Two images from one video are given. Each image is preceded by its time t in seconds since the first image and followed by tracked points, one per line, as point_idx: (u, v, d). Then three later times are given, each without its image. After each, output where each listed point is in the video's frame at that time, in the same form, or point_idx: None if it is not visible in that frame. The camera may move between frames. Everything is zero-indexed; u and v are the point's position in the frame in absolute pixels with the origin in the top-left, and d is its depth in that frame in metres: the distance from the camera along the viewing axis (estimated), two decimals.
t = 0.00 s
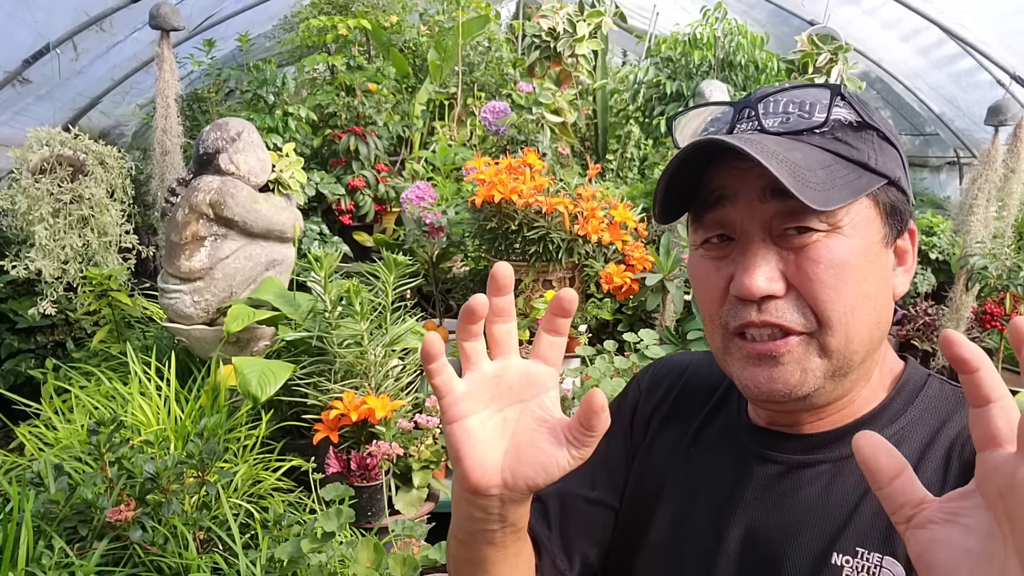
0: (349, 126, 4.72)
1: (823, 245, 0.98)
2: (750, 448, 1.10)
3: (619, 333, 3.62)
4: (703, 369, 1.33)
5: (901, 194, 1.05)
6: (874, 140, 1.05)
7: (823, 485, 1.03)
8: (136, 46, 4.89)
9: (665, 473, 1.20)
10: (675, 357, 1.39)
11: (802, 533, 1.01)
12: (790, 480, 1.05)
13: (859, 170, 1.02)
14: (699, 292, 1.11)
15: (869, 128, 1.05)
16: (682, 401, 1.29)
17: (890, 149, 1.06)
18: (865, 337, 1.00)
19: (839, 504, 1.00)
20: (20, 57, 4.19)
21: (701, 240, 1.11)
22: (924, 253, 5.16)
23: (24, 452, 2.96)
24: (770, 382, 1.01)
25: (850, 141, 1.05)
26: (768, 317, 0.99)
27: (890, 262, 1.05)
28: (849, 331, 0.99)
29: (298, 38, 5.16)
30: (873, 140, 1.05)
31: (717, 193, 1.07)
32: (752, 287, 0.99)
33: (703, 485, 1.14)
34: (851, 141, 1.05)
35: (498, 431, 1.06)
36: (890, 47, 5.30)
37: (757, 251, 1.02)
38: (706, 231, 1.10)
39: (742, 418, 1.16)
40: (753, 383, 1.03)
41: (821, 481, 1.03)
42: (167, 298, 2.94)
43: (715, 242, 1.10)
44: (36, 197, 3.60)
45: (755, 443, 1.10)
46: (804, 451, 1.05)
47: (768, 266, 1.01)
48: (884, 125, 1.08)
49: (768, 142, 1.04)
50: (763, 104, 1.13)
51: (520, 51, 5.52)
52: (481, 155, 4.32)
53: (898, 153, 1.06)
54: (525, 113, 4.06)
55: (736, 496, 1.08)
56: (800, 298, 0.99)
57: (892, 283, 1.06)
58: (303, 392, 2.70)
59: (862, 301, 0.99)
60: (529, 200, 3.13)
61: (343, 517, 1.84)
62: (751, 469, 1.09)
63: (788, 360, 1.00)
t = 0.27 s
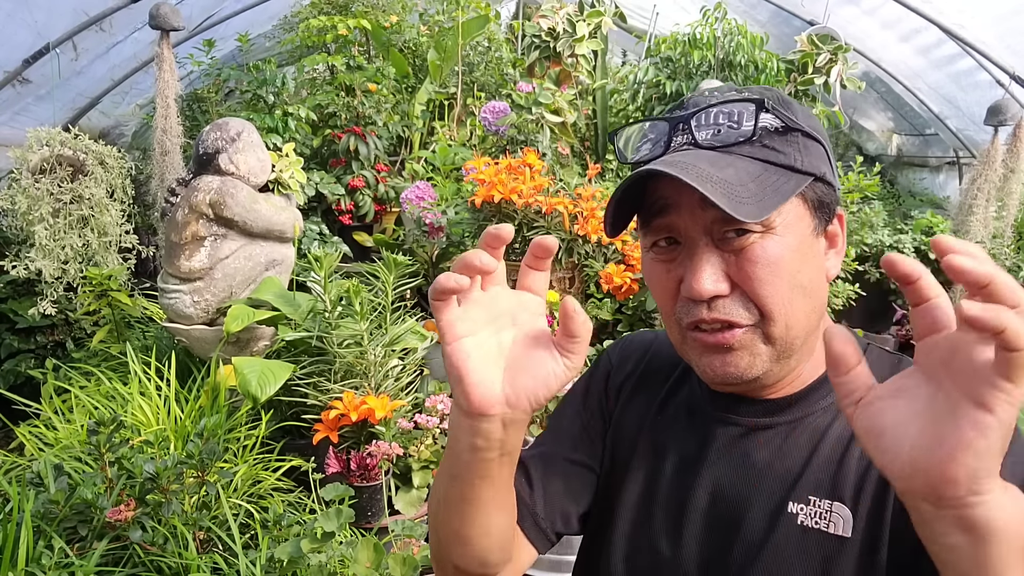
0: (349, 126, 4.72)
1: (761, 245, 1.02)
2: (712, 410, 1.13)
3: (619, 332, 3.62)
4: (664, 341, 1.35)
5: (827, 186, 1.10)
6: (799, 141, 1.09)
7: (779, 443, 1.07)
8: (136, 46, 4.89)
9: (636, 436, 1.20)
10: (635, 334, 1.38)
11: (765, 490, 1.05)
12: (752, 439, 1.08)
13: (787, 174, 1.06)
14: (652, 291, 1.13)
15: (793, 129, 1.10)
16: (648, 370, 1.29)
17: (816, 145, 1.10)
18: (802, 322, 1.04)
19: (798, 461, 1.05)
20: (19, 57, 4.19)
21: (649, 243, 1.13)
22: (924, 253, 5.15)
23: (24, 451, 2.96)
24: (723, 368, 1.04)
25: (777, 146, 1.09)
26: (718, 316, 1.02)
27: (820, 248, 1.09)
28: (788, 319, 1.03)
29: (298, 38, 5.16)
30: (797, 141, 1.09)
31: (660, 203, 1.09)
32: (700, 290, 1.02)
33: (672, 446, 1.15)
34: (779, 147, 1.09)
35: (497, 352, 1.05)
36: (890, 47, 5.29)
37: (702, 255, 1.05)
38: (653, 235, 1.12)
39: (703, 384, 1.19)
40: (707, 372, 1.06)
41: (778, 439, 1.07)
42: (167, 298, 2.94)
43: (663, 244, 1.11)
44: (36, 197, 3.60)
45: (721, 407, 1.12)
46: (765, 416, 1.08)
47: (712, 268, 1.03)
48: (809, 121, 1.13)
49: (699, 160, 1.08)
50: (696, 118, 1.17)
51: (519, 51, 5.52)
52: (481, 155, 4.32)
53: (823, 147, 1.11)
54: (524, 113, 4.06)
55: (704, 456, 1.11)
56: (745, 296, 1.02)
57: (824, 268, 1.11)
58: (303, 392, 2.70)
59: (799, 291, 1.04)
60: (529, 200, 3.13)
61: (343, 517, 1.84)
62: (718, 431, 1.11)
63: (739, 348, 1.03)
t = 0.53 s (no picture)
0: (349, 127, 4.72)
1: (715, 221, 1.03)
2: (674, 388, 1.15)
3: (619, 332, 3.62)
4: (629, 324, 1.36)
5: (775, 170, 1.11)
6: (747, 127, 1.10)
7: (737, 413, 1.09)
8: (136, 46, 4.88)
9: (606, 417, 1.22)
10: (597, 322, 1.38)
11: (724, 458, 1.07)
12: (712, 412, 1.10)
13: (736, 156, 1.07)
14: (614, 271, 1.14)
15: (741, 116, 1.11)
16: (616, 351, 1.30)
17: (764, 132, 1.11)
18: (754, 295, 1.06)
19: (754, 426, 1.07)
20: (19, 57, 4.18)
21: (610, 225, 1.13)
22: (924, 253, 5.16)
23: (24, 451, 2.96)
24: (681, 343, 1.06)
25: (727, 131, 1.10)
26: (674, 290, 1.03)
27: (770, 227, 1.11)
28: (740, 292, 1.05)
29: (298, 38, 5.16)
30: (746, 127, 1.10)
31: (621, 184, 1.09)
32: (657, 266, 1.03)
33: (639, 424, 1.16)
34: (729, 131, 1.10)
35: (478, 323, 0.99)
36: (890, 47, 5.29)
37: (658, 232, 1.05)
38: (614, 217, 1.12)
39: (665, 362, 1.20)
40: (666, 346, 1.07)
41: (735, 410, 1.09)
42: (167, 298, 2.94)
43: (624, 225, 1.11)
44: (36, 196, 3.60)
45: (681, 381, 1.14)
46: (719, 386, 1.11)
47: (668, 245, 1.04)
48: (756, 110, 1.14)
49: (655, 142, 1.08)
50: (651, 105, 1.17)
51: (519, 51, 5.52)
52: (481, 155, 4.33)
53: (771, 134, 1.12)
54: (524, 113, 4.07)
55: (669, 431, 1.12)
56: (700, 269, 1.04)
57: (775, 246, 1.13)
58: (303, 392, 2.70)
59: (748, 264, 1.05)
60: (529, 200, 3.13)
61: (343, 517, 1.83)
62: (679, 403, 1.13)
63: (693, 322, 1.05)
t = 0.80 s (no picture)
0: (349, 127, 4.72)
1: (682, 215, 1.05)
2: (652, 384, 1.14)
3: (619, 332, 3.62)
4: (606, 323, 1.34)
5: (738, 163, 1.13)
6: (709, 122, 1.12)
7: (715, 407, 1.09)
8: (137, 46, 4.89)
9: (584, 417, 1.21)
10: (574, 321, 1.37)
11: (701, 452, 1.07)
12: (690, 406, 1.10)
13: (701, 151, 1.09)
14: (587, 273, 1.14)
15: (704, 112, 1.13)
16: (591, 351, 1.29)
17: (725, 128, 1.13)
18: (723, 286, 1.07)
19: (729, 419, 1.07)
20: (20, 57, 4.19)
21: (581, 226, 1.14)
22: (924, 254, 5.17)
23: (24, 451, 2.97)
24: (653, 340, 1.06)
25: (691, 127, 1.12)
26: (647, 286, 1.04)
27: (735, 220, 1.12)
28: (710, 284, 1.06)
29: (298, 39, 5.17)
30: (709, 122, 1.12)
31: (591, 184, 1.11)
32: (628, 261, 1.04)
33: (617, 421, 1.16)
34: (692, 127, 1.12)
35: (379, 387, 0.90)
36: (889, 47, 5.29)
37: (629, 229, 1.07)
38: (585, 218, 1.13)
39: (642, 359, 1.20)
40: (640, 342, 1.08)
41: (711, 402, 1.09)
42: (167, 298, 2.95)
43: (595, 225, 1.12)
44: (36, 197, 3.61)
45: (656, 377, 1.14)
46: (692, 382, 1.11)
47: (639, 240, 1.06)
48: (718, 106, 1.16)
49: (622, 137, 1.09)
50: (616, 105, 1.19)
51: (519, 52, 5.52)
52: (481, 155, 4.33)
53: (733, 129, 1.14)
54: (524, 113, 4.08)
55: (648, 426, 1.12)
56: (670, 264, 1.05)
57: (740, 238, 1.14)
58: (304, 392, 2.72)
59: (717, 256, 1.07)
60: (528, 200, 3.14)
61: (343, 516, 1.81)
62: (654, 398, 1.14)
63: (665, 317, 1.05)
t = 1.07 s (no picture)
0: (349, 127, 4.72)
1: (708, 212, 0.96)
2: (653, 401, 1.05)
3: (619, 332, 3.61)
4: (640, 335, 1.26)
5: (772, 168, 1.03)
6: (746, 121, 1.00)
7: (713, 430, 0.97)
8: (137, 46, 4.89)
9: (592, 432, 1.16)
10: (598, 338, 1.30)
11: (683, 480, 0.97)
12: (687, 428, 0.99)
13: (734, 147, 0.98)
14: (602, 267, 1.06)
15: (740, 109, 1.01)
16: (614, 365, 1.22)
17: (760, 129, 1.02)
18: (746, 293, 0.97)
19: (723, 447, 0.95)
20: (20, 57, 4.19)
21: (598, 219, 1.05)
22: (924, 254, 5.17)
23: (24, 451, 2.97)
24: (670, 345, 0.98)
25: (725, 122, 1.00)
26: (664, 284, 0.96)
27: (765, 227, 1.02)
28: (731, 290, 0.96)
29: (298, 39, 5.17)
30: (744, 120, 1.01)
31: (612, 174, 1.02)
32: (646, 256, 0.96)
33: (614, 438, 1.08)
34: (726, 122, 1.00)
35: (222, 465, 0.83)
36: (889, 48, 5.29)
37: (649, 223, 0.98)
38: (602, 209, 1.04)
39: (652, 373, 1.10)
40: (650, 346, 1.00)
41: (711, 425, 0.97)
42: (167, 298, 2.95)
43: (613, 218, 1.04)
44: (36, 197, 3.61)
45: (656, 397, 1.05)
46: (689, 399, 1.00)
47: (659, 235, 0.97)
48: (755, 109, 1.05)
49: (649, 124, 0.98)
50: (647, 93, 1.06)
51: (520, 52, 5.52)
52: (481, 155, 4.34)
53: (768, 133, 1.03)
54: (524, 113, 4.08)
55: (641, 446, 1.03)
56: (691, 263, 0.96)
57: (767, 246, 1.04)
58: (304, 392, 2.71)
59: (742, 261, 0.97)
60: (528, 200, 3.14)
61: (343, 516, 1.85)
62: (649, 419, 1.04)
63: (680, 320, 0.97)
